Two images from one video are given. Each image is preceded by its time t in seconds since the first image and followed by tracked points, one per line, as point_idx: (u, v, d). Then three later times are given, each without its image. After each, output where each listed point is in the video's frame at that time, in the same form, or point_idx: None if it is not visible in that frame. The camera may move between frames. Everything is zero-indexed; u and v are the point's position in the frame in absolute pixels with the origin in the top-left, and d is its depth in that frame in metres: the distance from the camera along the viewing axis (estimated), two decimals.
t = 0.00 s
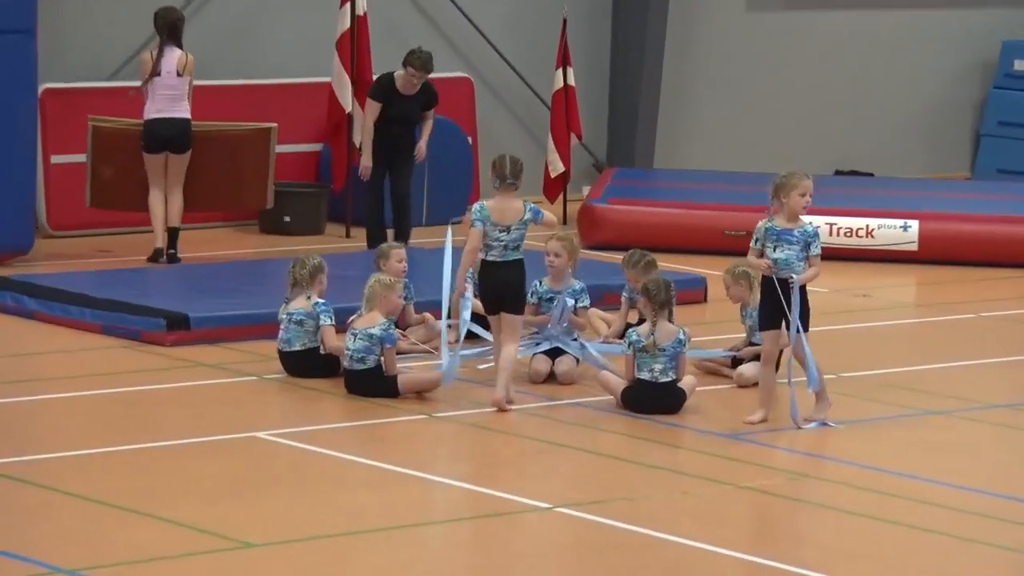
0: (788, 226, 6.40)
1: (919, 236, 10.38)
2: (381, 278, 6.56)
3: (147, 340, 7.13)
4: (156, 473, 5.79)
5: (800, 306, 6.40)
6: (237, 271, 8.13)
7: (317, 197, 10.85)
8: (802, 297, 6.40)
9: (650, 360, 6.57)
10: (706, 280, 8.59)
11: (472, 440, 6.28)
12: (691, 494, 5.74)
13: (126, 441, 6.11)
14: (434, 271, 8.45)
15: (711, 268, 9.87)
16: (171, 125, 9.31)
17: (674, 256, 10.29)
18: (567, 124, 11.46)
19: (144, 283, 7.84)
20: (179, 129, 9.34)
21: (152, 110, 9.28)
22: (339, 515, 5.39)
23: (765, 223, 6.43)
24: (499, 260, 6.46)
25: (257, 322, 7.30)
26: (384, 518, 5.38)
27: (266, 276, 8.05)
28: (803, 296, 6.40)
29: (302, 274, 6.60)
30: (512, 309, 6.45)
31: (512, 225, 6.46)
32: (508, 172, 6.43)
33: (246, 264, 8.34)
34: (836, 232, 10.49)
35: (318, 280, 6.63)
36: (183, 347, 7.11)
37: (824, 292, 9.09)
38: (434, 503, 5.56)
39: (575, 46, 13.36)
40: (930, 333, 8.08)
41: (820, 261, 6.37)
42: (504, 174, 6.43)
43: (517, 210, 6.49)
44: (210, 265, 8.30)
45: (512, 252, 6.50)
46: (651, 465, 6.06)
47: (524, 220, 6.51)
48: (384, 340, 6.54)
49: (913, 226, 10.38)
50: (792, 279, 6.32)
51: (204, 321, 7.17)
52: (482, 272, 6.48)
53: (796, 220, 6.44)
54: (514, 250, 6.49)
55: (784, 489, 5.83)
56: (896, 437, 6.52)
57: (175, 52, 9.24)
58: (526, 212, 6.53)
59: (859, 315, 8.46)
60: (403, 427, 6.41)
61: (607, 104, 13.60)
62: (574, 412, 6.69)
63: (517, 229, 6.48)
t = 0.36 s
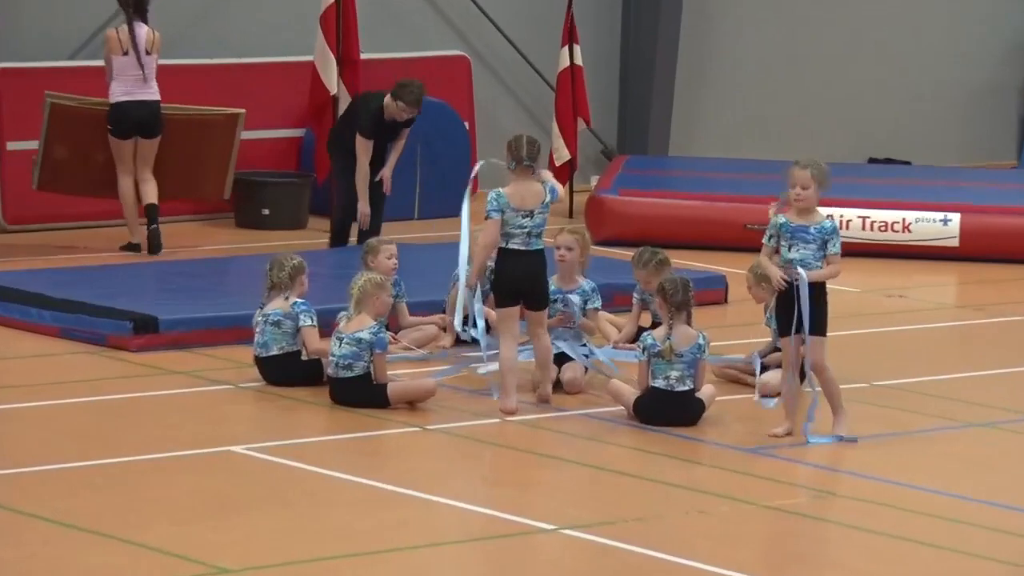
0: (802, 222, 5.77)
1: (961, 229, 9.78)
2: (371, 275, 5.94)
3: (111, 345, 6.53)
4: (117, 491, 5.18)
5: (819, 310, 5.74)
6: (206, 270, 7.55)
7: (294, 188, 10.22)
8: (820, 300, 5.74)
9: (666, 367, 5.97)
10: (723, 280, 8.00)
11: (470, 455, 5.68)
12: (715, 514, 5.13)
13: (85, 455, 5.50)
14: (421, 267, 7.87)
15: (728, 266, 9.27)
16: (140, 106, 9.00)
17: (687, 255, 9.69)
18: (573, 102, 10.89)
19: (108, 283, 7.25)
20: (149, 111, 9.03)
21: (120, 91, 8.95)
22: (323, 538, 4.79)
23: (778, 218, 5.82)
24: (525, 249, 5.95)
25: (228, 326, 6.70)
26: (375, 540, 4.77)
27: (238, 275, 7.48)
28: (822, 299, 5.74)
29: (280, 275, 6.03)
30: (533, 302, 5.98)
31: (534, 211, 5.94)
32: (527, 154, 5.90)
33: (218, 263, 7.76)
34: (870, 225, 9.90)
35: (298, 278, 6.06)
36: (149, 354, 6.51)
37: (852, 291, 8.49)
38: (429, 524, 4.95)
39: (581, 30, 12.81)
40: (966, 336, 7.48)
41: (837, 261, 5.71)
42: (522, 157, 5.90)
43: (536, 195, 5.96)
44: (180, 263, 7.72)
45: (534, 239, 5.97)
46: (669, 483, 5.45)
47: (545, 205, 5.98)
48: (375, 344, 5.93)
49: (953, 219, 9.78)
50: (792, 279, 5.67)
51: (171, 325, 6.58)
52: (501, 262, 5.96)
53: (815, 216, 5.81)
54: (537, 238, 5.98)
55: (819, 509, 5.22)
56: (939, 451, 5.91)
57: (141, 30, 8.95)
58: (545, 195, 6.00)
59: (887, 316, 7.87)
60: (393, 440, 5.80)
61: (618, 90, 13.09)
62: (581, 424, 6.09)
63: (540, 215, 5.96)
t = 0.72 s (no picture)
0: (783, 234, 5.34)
1: (1007, 226, 9.14)
2: (357, 277, 5.41)
3: (72, 353, 5.98)
4: (66, 513, 4.62)
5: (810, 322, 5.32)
6: (177, 271, 7.01)
7: (268, 181, 9.63)
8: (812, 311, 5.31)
9: (682, 380, 5.40)
10: (742, 284, 7.42)
11: (467, 475, 5.11)
12: (738, 540, 4.56)
13: (34, 473, 4.95)
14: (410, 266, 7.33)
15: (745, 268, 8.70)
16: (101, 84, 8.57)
17: (700, 257, 9.12)
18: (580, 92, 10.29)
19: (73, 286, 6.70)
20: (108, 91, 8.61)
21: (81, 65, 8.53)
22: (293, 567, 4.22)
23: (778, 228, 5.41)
24: (555, 239, 5.49)
25: (197, 333, 6.14)
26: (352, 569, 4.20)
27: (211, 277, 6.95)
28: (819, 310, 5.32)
29: (256, 277, 5.48)
30: (555, 303, 5.46)
31: (565, 203, 5.53)
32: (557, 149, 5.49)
33: (190, 263, 7.22)
34: (911, 221, 9.27)
35: (276, 280, 5.52)
36: (113, 364, 5.96)
37: (880, 295, 7.91)
38: (415, 552, 4.38)
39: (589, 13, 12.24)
40: (1010, 343, 6.88)
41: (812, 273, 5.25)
42: (552, 154, 5.47)
43: (568, 194, 5.56)
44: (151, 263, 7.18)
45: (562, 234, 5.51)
46: (685, 506, 4.88)
47: (578, 203, 5.56)
48: (362, 353, 5.36)
49: (999, 216, 9.15)
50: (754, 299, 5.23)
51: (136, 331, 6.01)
52: (527, 249, 5.49)
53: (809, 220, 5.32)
54: (568, 231, 5.52)
55: (854, 536, 4.64)
56: (987, 471, 5.32)
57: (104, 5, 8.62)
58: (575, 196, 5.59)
59: (919, 321, 7.29)
60: (382, 459, 5.23)
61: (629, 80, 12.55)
62: (591, 441, 5.52)
63: (571, 208, 5.53)
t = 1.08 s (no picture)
0: (775, 214, 4.58)
1: None
2: (350, 280, 4.89)
3: (27, 362, 5.43)
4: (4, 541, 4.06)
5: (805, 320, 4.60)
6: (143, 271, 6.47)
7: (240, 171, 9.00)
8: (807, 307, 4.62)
9: (705, 393, 4.83)
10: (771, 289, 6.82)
11: (460, 500, 4.51)
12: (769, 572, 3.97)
13: None
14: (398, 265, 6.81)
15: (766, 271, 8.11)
16: (57, 63, 7.97)
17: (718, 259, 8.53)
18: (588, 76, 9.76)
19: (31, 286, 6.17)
20: (67, 69, 8.00)
21: (31, 46, 7.97)
22: None
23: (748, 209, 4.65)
24: (568, 237, 4.94)
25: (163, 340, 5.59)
26: None
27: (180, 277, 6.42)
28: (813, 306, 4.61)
29: (233, 279, 4.89)
30: (570, 304, 4.93)
31: (580, 200, 5.00)
32: (582, 152, 4.98)
33: (158, 262, 6.69)
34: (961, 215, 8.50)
35: (254, 282, 4.93)
36: (72, 374, 5.41)
37: (914, 298, 7.31)
38: None
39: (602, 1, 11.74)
40: None
41: (823, 256, 4.52)
42: (575, 157, 4.99)
43: (588, 196, 5.03)
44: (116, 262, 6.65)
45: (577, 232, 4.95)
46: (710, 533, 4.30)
47: (596, 205, 5.02)
48: (345, 362, 4.82)
49: None
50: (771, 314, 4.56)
51: (95, 339, 5.46)
52: (538, 246, 4.95)
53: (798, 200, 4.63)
54: (583, 230, 4.97)
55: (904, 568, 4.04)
56: None
57: None
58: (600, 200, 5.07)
59: (964, 328, 6.68)
60: (368, 481, 4.65)
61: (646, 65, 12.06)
62: (602, 460, 4.94)
63: (586, 206, 4.99)
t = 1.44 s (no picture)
0: (786, 206, 4.07)
1: None
2: (344, 284, 4.36)
3: None
4: None
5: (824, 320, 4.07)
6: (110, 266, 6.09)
7: (209, 158, 8.43)
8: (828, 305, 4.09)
9: (728, 406, 4.30)
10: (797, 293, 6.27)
11: (451, 527, 3.96)
12: None
13: None
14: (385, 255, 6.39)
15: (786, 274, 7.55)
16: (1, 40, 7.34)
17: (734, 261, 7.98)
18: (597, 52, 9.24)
19: None
20: (13, 46, 7.36)
21: None
22: None
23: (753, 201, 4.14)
24: (562, 240, 4.39)
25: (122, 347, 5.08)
26: None
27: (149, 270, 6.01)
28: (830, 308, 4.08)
29: (205, 280, 4.37)
30: (568, 316, 4.42)
31: (574, 192, 4.44)
32: (589, 129, 4.45)
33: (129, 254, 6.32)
34: (1007, 211, 7.97)
35: (229, 284, 4.42)
36: (22, 388, 4.89)
37: (951, 303, 6.73)
38: None
39: None
40: None
41: (842, 257, 4.02)
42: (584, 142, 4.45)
43: (585, 184, 4.47)
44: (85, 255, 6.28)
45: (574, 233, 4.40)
46: (738, 566, 3.74)
47: (594, 195, 4.45)
48: (327, 374, 4.27)
49: None
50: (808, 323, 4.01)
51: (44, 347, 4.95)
52: (530, 251, 4.43)
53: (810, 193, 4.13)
54: (578, 228, 4.41)
55: None
56: None
57: None
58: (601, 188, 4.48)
59: (1012, 336, 6.10)
60: (348, 505, 4.10)
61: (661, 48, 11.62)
62: (611, 482, 4.39)
63: (580, 199, 4.43)
